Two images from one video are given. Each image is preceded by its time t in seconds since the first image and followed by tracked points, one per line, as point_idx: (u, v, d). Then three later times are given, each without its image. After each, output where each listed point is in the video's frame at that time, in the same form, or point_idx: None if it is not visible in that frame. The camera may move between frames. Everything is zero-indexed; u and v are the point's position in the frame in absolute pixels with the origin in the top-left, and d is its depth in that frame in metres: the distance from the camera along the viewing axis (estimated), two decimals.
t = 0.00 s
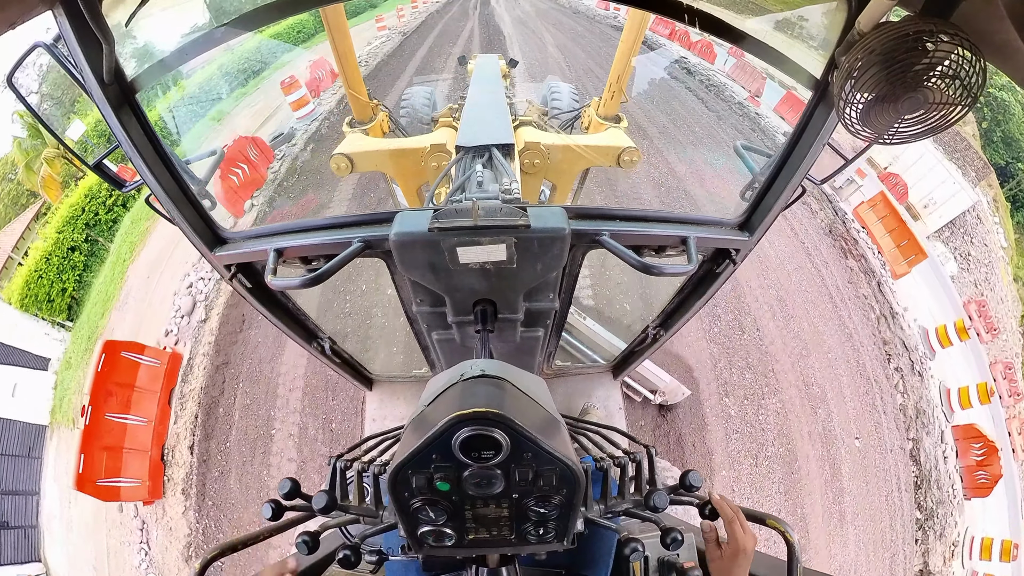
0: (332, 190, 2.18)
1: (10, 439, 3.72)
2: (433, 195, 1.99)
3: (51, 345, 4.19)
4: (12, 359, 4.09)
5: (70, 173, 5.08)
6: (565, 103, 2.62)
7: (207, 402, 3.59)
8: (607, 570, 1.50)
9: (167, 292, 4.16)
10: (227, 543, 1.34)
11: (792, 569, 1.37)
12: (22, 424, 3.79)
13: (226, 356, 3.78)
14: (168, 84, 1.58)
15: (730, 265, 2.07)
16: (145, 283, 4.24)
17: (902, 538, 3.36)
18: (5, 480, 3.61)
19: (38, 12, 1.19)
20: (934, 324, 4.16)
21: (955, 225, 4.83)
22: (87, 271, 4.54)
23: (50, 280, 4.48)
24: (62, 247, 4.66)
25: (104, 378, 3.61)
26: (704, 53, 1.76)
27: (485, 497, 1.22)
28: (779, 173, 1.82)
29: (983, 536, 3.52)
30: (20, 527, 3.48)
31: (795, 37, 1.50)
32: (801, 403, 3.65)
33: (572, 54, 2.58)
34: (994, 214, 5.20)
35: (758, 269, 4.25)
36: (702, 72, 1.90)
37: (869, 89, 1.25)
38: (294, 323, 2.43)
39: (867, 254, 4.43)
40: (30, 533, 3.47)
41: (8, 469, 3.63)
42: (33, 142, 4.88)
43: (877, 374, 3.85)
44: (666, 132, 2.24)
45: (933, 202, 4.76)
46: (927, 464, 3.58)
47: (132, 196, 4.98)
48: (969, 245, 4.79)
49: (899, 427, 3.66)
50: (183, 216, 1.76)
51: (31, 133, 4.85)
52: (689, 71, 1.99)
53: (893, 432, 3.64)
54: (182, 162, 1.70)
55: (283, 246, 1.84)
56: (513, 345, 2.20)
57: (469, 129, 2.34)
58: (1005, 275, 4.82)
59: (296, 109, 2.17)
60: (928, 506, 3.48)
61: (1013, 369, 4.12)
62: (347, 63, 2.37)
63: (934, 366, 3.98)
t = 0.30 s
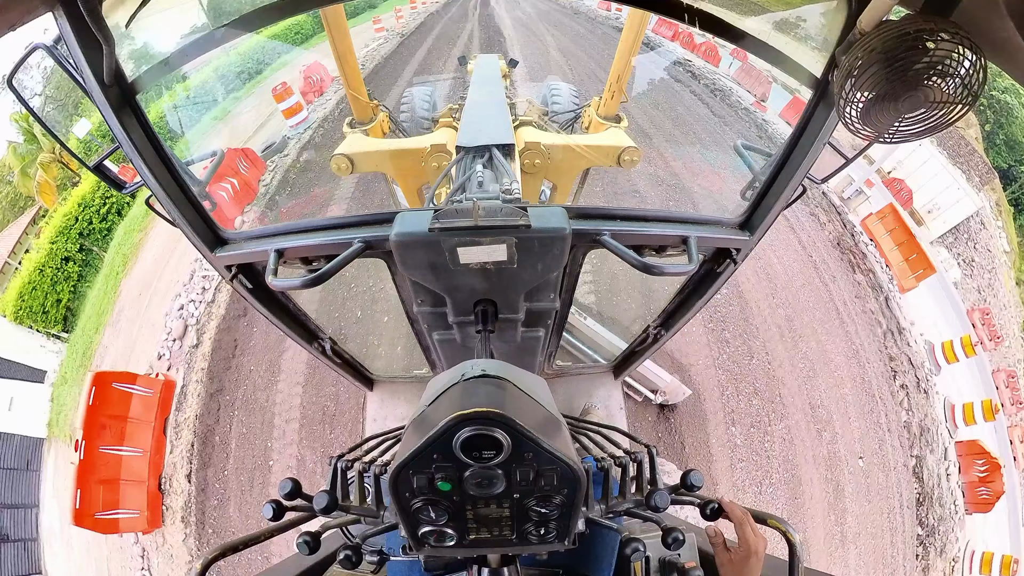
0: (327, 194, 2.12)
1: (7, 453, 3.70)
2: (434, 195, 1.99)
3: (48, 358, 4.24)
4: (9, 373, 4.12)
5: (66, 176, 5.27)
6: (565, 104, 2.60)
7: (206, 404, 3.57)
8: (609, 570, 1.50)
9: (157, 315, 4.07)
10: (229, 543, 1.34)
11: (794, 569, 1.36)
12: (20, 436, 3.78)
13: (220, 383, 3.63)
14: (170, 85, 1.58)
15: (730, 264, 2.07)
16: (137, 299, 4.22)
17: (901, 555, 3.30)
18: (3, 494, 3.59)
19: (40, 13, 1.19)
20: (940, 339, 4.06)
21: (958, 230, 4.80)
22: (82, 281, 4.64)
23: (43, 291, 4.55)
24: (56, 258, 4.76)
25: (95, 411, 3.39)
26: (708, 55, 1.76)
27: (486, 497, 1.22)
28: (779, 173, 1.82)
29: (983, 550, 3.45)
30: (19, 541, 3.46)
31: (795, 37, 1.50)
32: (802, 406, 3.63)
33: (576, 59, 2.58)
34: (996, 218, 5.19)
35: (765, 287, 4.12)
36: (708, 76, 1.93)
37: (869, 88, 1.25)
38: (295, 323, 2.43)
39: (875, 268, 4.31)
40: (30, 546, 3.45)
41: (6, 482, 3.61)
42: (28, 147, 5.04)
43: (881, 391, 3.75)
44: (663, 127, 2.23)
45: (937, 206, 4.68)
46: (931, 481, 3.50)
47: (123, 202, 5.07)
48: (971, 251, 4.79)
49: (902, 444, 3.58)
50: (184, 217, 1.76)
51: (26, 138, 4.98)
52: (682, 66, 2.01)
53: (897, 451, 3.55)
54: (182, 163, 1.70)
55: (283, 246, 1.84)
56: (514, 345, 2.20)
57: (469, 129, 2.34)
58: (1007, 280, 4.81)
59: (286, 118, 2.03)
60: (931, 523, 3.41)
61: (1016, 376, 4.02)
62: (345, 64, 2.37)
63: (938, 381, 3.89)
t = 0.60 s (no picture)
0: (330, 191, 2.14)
1: (5, 465, 3.71)
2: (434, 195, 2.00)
3: (43, 369, 4.22)
4: (7, 387, 4.12)
5: (62, 181, 5.34)
6: (565, 103, 2.61)
7: (205, 407, 3.57)
8: (608, 569, 1.50)
9: (150, 334, 4.02)
10: (230, 543, 1.34)
11: (794, 568, 1.36)
12: (18, 449, 3.79)
13: (216, 411, 3.55)
14: (169, 84, 1.58)
15: (730, 264, 2.07)
16: (129, 317, 4.16)
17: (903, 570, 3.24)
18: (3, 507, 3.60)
19: (39, 14, 1.19)
20: (946, 354, 3.99)
21: (961, 236, 4.80)
22: (76, 291, 4.60)
23: (37, 303, 4.55)
24: (50, 268, 4.75)
25: (89, 444, 3.34)
26: (713, 57, 1.76)
27: (486, 497, 1.22)
28: (778, 173, 1.82)
29: (983, 565, 3.39)
30: (19, 553, 3.47)
31: (794, 37, 1.50)
32: (803, 410, 3.60)
33: (574, 57, 2.56)
34: (1000, 223, 5.16)
35: (774, 307, 4.05)
36: (713, 80, 1.94)
37: (869, 87, 1.25)
38: (294, 322, 2.43)
39: (883, 282, 4.24)
40: (30, 558, 3.46)
41: (5, 495, 3.62)
42: (24, 152, 5.17)
43: (886, 409, 3.67)
44: (666, 132, 2.22)
45: (942, 211, 4.71)
46: (933, 498, 3.43)
47: (116, 211, 5.07)
48: (975, 257, 4.78)
49: (906, 460, 3.51)
50: (184, 217, 1.76)
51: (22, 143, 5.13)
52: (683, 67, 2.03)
53: (900, 469, 3.48)
54: (182, 163, 1.71)
55: (283, 247, 1.85)
56: (514, 345, 2.20)
57: (469, 129, 2.34)
58: (1011, 285, 4.76)
59: (279, 125, 2.04)
60: (931, 539, 3.34)
61: (1019, 385, 3.94)
62: (345, 65, 2.37)
63: (943, 396, 3.82)
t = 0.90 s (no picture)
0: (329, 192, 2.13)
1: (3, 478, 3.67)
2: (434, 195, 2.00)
3: (38, 382, 4.13)
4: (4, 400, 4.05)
5: (58, 186, 5.30)
6: (565, 105, 2.57)
7: (205, 410, 3.57)
8: (609, 570, 1.51)
9: (142, 357, 3.92)
10: (231, 543, 1.34)
11: (796, 569, 1.36)
12: (14, 463, 3.76)
13: (212, 439, 3.46)
14: (168, 85, 1.58)
15: (731, 264, 2.07)
16: (123, 333, 4.09)
17: None
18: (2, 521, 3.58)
19: (39, 15, 1.19)
20: (951, 369, 3.97)
21: (965, 242, 4.78)
22: (71, 302, 4.56)
23: (30, 316, 4.46)
24: (45, 280, 4.70)
25: (84, 478, 3.31)
26: (717, 60, 1.76)
27: (487, 497, 1.22)
28: (779, 173, 1.82)
29: None
30: (19, 567, 3.47)
31: (794, 36, 1.50)
32: (805, 415, 3.60)
33: (579, 62, 2.56)
34: (1003, 227, 5.15)
35: (782, 327, 3.97)
36: (718, 84, 1.90)
37: (870, 86, 1.25)
38: (294, 323, 2.42)
39: (891, 297, 4.22)
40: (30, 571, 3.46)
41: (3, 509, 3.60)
42: (19, 156, 5.08)
43: (891, 426, 3.64)
44: (666, 132, 2.22)
45: (945, 216, 4.70)
46: (935, 515, 3.40)
47: (110, 219, 5.02)
48: (979, 263, 4.77)
49: (908, 477, 3.48)
50: (184, 217, 1.76)
51: (18, 147, 5.04)
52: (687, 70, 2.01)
53: (903, 485, 3.45)
54: (182, 164, 1.71)
55: (283, 247, 1.85)
56: (514, 345, 2.20)
57: (469, 129, 2.35)
58: (1014, 291, 4.73)
59: (271, 135, 1.98)
60: (931, 555, 3.32)
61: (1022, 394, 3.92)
62: (345, 65, 2.37)
63: (947, 412, 3.79)
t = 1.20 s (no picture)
0: (330, 195, 2.09)
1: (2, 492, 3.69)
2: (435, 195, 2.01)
3: (36, 395, 4.10)
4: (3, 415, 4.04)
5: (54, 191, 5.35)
6: (567, 103, 2.59)
7: (208, 415, 3.58)
8: (609, 570, 1.50)
9: (136, 380, 3.84)
10: (233, 543, 1.34)
11: (797, 569, 1.36)
12: (14, 476, 3.76)
13: (210, 468, 3.42)
14: (168, 87, 1.58)
15: (732, 263, 2.07)
16: (117, 351, 4.03)
17: None
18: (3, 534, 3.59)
19: (41, 17, 1.19)
20: (956, 385, 3.90)
21: (969, 247, 4.79)
22: (66, 313, 4.54)
23: (25, 329, 4.44)
24: (39, 291, 4.68)
25: (81, 512, 3.23)
26: (723, 63, 1.75)
27: (488, 497, 1.22)
28: (780, 172, 1.82)
29: None
30: None
31: (794, 36, 1.50)
32: (806, 421, 3.59)
33: (579, 61, 2.53)
34: (1006, 230, 5.15)
35: (791, 349, 3.88)
36: (725, 88, 1.93)
37: (870, 85, 1.25)
38: (295, 323, 2.43)
39: (897, 311, 4.13)
40: None
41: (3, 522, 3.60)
42: (14, 162, 5.11)
43: (894, 441, 3.60)
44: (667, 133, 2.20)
45: (949, 222, 4.73)
46: (936, 531, 3.38)
47: (105, 227, 5.01)
48: (982, 267, 4.76)
49: (910, 493, 3.45)
50: (185, 218, 1.77)
51: (13, 154, 5.10)
52: (689, 73, 1.98)
53: (905, 501, 3.42)
54: (183, 165, 1.71)
55: (284, 248, 1.86)
56: (515, 345, 2.20)
57: (470, 130, 2.36)
58: (1018, 296, 4.70)
59: (263, 144, 1.94)
60: (932, 570, 3.30)
61: None
62: (346, 66, 2.41)
63: (950, 426, 3.75)
